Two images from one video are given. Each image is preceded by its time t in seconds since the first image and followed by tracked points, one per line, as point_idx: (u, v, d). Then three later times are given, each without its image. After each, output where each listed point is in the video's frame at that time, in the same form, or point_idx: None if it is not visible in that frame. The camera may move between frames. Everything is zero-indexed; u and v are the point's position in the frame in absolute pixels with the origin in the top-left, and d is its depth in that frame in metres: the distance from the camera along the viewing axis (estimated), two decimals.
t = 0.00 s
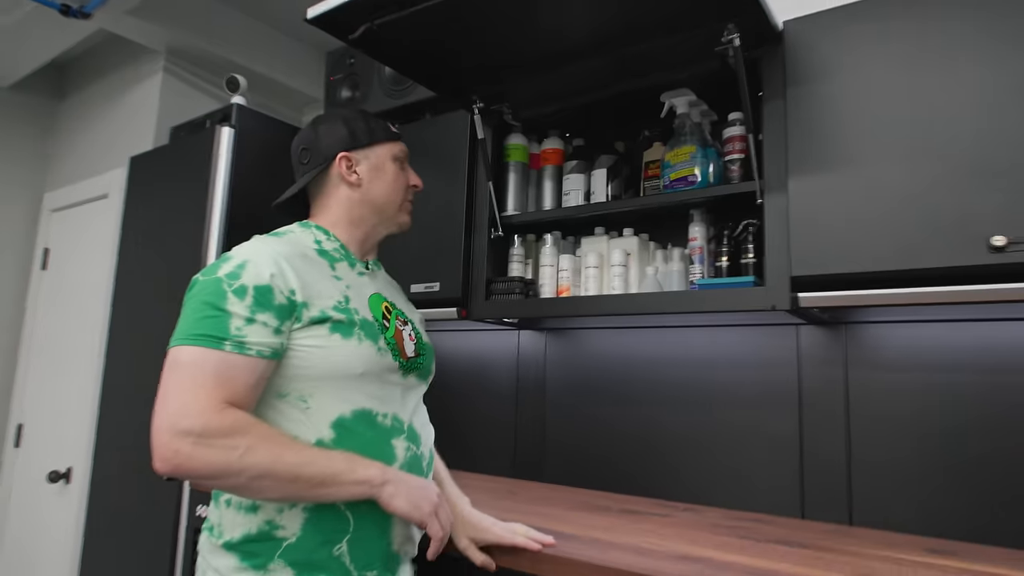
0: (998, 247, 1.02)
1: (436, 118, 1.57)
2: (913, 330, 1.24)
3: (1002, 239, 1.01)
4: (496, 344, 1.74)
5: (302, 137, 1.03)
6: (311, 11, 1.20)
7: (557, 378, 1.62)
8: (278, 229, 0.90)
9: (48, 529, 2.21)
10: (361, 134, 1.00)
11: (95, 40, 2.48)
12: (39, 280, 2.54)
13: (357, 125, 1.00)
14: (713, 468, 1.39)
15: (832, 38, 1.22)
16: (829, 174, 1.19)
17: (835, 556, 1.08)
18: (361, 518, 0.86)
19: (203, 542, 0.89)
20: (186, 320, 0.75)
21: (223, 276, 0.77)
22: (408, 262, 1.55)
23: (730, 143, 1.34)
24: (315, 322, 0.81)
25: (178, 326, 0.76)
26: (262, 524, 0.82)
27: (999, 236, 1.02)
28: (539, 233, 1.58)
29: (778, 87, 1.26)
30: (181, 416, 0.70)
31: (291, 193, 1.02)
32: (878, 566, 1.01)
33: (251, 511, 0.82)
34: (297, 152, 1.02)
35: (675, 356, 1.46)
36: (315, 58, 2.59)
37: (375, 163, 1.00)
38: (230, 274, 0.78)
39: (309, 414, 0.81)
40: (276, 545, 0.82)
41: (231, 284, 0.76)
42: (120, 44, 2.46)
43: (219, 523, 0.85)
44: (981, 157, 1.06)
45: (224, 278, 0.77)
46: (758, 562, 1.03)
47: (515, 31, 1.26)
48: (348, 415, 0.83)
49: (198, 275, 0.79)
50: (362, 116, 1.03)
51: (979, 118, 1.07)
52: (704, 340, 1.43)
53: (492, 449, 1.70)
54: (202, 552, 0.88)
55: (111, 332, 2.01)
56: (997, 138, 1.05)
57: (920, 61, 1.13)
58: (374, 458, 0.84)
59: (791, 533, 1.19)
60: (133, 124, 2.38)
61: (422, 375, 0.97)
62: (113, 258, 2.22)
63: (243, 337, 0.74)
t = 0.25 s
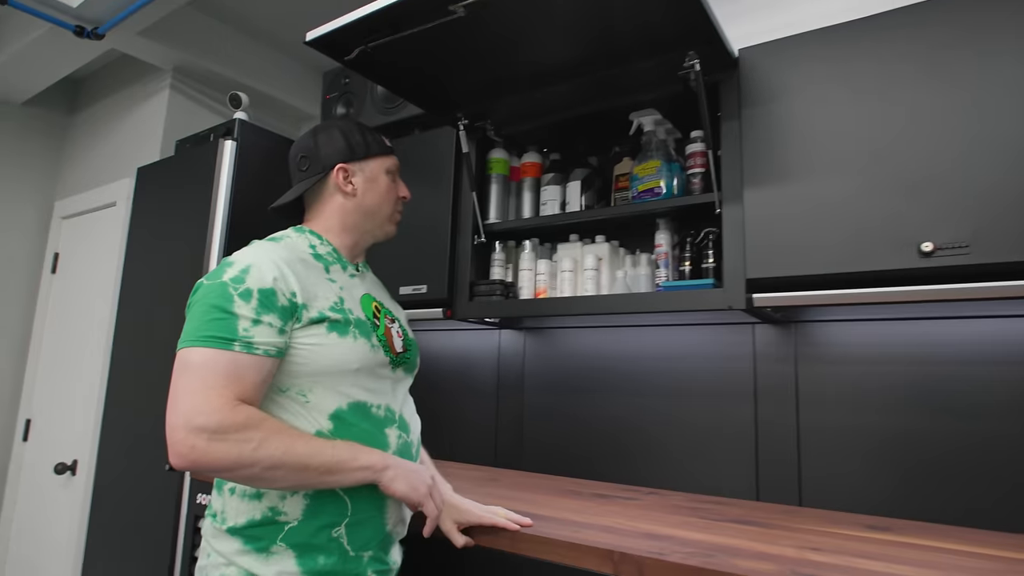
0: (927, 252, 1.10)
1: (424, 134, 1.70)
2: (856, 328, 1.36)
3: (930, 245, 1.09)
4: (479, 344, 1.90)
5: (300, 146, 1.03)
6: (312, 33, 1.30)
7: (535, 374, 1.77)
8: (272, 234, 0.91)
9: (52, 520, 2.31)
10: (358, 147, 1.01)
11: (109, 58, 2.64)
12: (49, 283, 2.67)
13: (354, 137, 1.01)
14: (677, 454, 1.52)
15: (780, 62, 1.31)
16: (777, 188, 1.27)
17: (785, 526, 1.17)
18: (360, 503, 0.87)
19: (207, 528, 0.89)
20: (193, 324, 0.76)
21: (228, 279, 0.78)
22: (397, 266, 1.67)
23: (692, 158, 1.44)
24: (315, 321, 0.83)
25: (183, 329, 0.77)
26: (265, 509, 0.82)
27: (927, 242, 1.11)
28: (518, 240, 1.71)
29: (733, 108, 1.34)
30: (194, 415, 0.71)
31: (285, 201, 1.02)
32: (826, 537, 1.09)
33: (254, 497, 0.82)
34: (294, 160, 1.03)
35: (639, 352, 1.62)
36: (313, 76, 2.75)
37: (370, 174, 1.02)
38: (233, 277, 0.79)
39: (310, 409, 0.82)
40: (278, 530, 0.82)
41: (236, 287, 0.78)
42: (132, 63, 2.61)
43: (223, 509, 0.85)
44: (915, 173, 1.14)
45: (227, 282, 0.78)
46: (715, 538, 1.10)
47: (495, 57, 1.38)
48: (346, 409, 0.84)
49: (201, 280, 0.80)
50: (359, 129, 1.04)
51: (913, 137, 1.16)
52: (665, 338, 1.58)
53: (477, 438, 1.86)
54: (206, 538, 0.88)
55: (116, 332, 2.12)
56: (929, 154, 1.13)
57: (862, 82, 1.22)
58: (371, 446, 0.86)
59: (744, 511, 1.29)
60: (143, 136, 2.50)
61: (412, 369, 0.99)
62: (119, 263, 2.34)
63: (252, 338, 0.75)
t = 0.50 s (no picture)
0: (875, 254, 1.14)
1: (409, 146, 1.79)
2: (815, 326, 1.44)
3: (878, 247, 1.13)
4: (463, 346, 1.98)
5: (289, 151, 1.04)
6: (300, 50, 1.38)
7: (517, 374, 1.86)
8: (264, 240, 0.92)
9: (47, 524, 2.35)
10: (348, 155, 1.02)
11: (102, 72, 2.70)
12: (43, 292, 2.72)
13: (344, 145, 1.02)
14: (650, 447, 1.60)
15: (737, 76, 1.35)
16: (740, 195, 1.31)
17: (747, 508, 1.25)
18: (357, 498, 0.89)
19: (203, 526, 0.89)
20: (192, 328, 0.76)
21: (227, 283, 0.79)
22: (384, 272, 1.75)
23: (660, 168, 1.51)
24: (311, 324, 0.85)
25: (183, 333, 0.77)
26: (266, 507, 0.82)
27: (876, 244, 1.15)
28: (499, 247, 1.80)
29: (698, 121, 1.38)
30: (200, 417, 0.72)
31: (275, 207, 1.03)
32: (785, 516, 1.16)
33: (255, 494, 0.83)
34: (284, 166, 1.04)
35: (614, 352, 1.71)
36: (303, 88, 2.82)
37: (360, 181, 1.04)
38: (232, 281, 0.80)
39: (308, 409, 0.84)
40: (278, 526, 0.83)
41: (235, 292, 0.79)
42: (125, 77, 2.67)
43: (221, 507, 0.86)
44: (868, 182, 1.18)
45: (227, 286, 0.79)
46: (691, 522, 1.10)
47: (473, 74, 1.47)
48: (342, 407, 0.87)
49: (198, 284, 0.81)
50: (348, 135, 1.05)
51: (865, 147, 1.20)
52: (638, 338, 1.67)
53: (461, 436, 1.93)
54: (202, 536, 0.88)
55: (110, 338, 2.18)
56: (880, 163, 1.17)
57: (812, 94, 1.26)
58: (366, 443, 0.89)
59: (711, 498, 1.38)
60: (136, 147, 2.56)
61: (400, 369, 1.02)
62: (113, 271, 2.40)
63: (253, 341, 0.77)
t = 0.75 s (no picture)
0: (869, 249, 1.16)
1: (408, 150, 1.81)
2: (811, 323, 1.46)
3: (872, 242, 1.16)
4: (463, 347, 1.99)
5: (298, 141, 0.96)
6: (301, 54, 1.40)
7: (516, 374, 1.87)
8: (271, 234, 0.87)
9: (48, 529, 2.35)
10: (363, 150, 0.96)
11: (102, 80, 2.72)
12: (43, 297, 2.73)
13: (360, 140, 0.96)
14: (649, 445, 1.61)
15: (732, 77, 1.38)
16: (738, 193, 1.33)
17: (746, 502, 1.26)
18: (366, 501, 0.84)
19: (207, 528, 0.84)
20: (198, 327, 0.72)
21: (235, 281, 0.74)
22: (384, 273, 1.77)
23: (656, 169, 1.53)
24: (321, 324, 0.80)
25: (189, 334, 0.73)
26: (273, 510, 0.77)
27: (870, 239, 1.17)
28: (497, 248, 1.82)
29: (694, 121, 1.41)
30: (206, 421, 0.67)
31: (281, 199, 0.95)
32: (785, 509, 1.17)
33: (260, 497, 0.78)
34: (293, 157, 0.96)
35: (613, 351, 1.73)
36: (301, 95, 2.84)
37: (373, 178, 0.98)
38: (239, 278, 0.75)
39: (316, 412, 0.79)
40: (284, 530, 0.78)
41: (243, 290, 0.74)
42: (125, 84, 2.69)
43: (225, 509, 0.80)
44: (862, 179, 1.20)
45: (234, 283, 0.74)
46: (692, 516, 1.11)
47: (471, 77, 1.49)
48: (351, 410, 0.82)
49: (204, 282, 0.76)
50: (362, 129, 0.99)
51: (858, 145, 1.22)
52: (636, 336, 1.69)
53: (461, 437, 1.94)
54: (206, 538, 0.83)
55: (111, 343, 2.18)
56: (873, 160, 1.20)
57: (805, 94, 1.28)
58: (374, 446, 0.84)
59: (710, 493, 1.39)
60: (136, 153, 2.57)
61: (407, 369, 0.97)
62: (113, 276, 2.41)
63: (262, 342, 0.72)
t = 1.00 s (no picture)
0: (865, 238, 1.18)
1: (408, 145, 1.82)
2: (808, 313, 1.48)
3: (867, 231, 1.17)
4: (463, 341, 2.01)
5: (314, 116, 0.92)
6: (301, 50, 1.42)
7: (517, 366, 1.89)
8: (280, 214, 0.85)
9: (52, 525, 2.37)
10: (383, 131, 0.94)
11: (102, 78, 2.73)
12: (45, 296, 2.75)
13: (380, 120, 0.94)
14: (649, 436, 1.63)
15: (730, 69, 1.39)
16: (734, 185, 1.34)
17: (746, 489, 1.27)
18: (378, 490, 0.84)
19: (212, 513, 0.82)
20: (207, 311, 0.70)
21: (246, 264, 0.73)
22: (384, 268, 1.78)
23: (654, 161, 1.54)
24: (335, 311, 0.80)
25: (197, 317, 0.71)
26: (285, 497, 0.76)
27: (865, 228, 1.18)
28: (497, 241, 1.84)
29: (692, 114, 1.42)
30: (218, 411, 0.66)
31: (296, 176, 0.91)
32: (784, 495, 1.19)
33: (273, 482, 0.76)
34: (309, 132, 0.92)
35: (612, 343, 1.74)
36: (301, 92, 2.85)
37: (392, 160, 0.96)
38: (251, 261, 0.74)
39: (330, 399, 0.79)
40: (297, 517, 0.77)
41: (255, 274, 0.73)
42: (125, 83, 2.70)
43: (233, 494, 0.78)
44: (856, 169, 1.21)
45: (246, 267, 0.73)
46: (692, 503, 1.12)
47: (469, 71, 1.50)
48: (365, 397, 0.82)
49: (213, 263, 0.75)
50: (379, 107, 0.96)
51: (853, 136, 1.23)
52: (636, 328, 1.71)
53: (463, 430, 1.95)
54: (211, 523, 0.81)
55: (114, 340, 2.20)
56: (866, 150, 1.21)
57: (802, 85, 1.30)
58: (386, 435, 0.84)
59: (709, 481, 1.41)
60: (137, 152, 2.59)
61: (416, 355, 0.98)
62: (115, 274, 2.42)
63: (275, 328, 0.71)
